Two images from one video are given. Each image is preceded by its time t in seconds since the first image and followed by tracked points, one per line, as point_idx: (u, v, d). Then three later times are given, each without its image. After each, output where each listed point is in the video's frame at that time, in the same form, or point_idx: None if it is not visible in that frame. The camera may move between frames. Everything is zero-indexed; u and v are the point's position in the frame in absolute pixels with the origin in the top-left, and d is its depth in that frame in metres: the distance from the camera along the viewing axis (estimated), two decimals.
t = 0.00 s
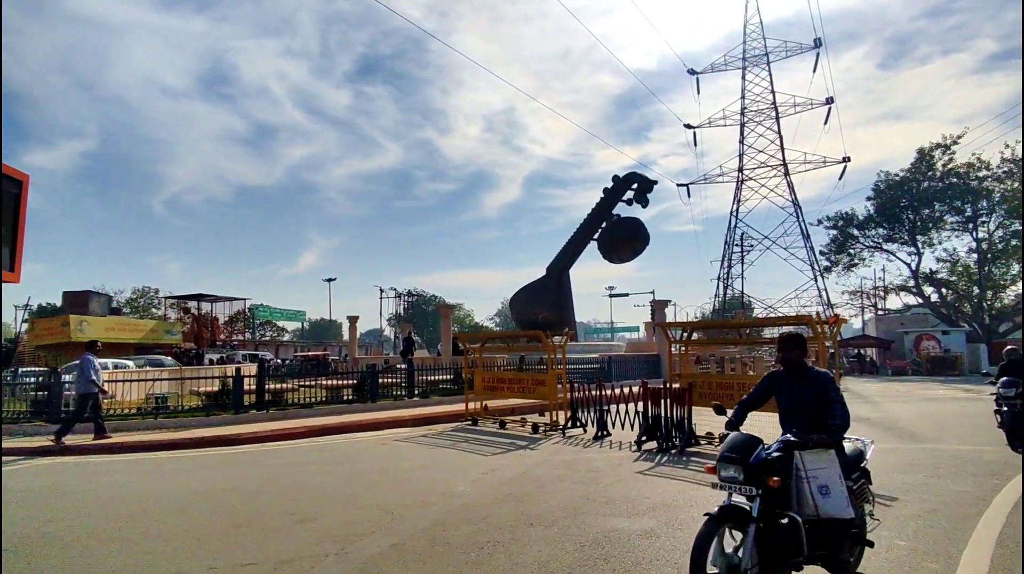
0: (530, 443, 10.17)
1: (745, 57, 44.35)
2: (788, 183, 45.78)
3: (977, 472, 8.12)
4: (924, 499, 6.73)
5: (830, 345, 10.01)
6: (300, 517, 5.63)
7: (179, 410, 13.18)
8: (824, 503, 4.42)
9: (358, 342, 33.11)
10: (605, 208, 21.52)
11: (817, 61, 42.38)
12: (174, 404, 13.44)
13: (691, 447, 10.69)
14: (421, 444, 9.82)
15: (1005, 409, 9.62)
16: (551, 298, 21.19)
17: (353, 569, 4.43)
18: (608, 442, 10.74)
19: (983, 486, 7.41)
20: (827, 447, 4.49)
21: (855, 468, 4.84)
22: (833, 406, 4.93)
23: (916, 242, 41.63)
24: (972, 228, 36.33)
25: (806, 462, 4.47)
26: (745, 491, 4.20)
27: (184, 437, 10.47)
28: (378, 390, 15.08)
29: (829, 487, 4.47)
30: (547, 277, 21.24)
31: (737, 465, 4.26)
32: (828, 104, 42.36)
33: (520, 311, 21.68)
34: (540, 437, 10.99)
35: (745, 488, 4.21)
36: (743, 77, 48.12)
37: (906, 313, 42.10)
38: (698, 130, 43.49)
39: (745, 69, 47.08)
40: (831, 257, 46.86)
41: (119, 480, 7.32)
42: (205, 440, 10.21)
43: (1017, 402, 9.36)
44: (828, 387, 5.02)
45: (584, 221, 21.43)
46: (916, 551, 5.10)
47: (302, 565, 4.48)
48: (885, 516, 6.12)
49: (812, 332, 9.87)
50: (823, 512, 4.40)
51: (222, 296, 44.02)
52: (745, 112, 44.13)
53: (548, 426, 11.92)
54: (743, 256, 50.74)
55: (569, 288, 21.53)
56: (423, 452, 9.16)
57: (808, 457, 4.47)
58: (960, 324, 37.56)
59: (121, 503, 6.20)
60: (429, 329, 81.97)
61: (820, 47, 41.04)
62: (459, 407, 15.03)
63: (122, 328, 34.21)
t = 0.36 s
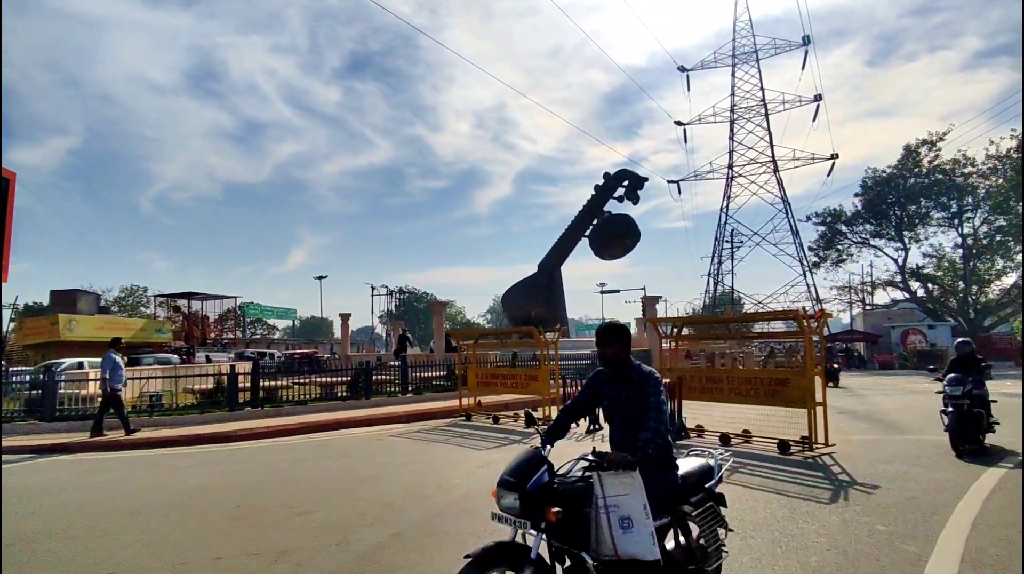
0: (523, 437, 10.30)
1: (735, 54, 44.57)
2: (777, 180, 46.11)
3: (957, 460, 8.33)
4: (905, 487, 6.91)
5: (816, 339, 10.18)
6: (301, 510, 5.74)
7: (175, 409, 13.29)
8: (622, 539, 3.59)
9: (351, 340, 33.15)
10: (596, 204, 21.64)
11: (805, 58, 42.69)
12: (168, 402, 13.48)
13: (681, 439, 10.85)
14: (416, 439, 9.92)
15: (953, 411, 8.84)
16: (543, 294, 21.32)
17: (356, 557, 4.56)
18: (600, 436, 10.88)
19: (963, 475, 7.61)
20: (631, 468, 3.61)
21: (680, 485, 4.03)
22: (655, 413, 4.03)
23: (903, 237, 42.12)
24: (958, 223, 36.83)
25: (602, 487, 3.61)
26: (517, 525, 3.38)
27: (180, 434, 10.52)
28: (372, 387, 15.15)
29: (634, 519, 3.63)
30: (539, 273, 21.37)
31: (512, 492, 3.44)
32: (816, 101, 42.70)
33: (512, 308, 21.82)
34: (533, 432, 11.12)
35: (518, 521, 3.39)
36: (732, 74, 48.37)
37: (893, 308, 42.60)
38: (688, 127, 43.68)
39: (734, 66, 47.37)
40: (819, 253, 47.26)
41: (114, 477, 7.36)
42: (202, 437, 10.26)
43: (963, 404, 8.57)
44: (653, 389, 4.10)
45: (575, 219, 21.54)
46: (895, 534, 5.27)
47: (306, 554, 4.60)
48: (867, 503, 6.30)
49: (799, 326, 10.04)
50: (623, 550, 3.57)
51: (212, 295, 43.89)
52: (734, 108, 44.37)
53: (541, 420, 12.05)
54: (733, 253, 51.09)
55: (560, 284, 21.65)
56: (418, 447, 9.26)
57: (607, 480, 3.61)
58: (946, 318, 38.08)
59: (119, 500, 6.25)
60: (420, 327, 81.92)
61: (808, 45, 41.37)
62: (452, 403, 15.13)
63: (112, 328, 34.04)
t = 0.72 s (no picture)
0: (520, 433, 10.42)
1: (728, 51, 44.64)
2: (772, 176, 46.24)
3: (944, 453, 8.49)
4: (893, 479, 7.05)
5: (808, 335, 10.33)
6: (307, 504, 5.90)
7: (175, 406, 13.41)
8: None
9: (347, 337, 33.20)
10: (591, 201, 21.75)
11: (798, 54, 42.87)
12: (168, 400, 13.57)
13: (675, 434, 10.98)
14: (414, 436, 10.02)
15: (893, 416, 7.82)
16: (538, 291, 21.42)
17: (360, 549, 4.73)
18: (596, 431, 11.01)
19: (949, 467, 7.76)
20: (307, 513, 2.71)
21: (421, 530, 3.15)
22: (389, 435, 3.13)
23: (896, 233, 42.40)
24: (949, 219, 37.14)
25: (266, 540, 2.65)
26: None
27: (180, 431, 10.59)
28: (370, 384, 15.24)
29: None
30: (534, 270, 21.47)
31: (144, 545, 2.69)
32: (809, 98, 42.88)
33: (508, 305, 21.93)
34: (530, 427, 11.23)
35: None
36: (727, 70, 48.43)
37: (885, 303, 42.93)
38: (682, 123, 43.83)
39: (729, 62, 47.42)
40: (813, 249, 47.51)
41: (116, 474, 7.47)
42: (202, 433, 10.36)
43: (906, 408, 7.57)
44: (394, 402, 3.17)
45: (570, 215, 21.65)
46: (880, 523, 5.41)
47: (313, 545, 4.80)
48: (855, 494, 6.43)
49: (790, 322, 10.17)
50: None
51: (208, 292, 43.87)
52: (727, 105, 44.52)
53: (538, 416, 12.17)
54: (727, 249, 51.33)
55: (555, 281, 21.75)
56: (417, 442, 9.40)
57: (271, 532, 2.65)
58: (938, 314, 38.41)
59: (123, 495, 6.37)
60: (416, 324, 81.92)
61: (801, 42, 41.54)
62: (450, 399, 15.23)
63: (107, 325, 34.00)
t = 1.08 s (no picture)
0: (519, 431, 10.52)
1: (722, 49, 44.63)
2: (766, 174, 46.45)
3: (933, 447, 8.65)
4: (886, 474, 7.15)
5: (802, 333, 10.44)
6: (312, 502, 6.04)
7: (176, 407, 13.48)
8: None
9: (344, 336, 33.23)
10: (587, 201, 21.86)
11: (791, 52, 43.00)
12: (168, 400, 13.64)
13: (673, 431, 11.08)
14: (414, 434, 10.12)
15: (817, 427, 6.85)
16: (535, 290, 21.51)
17: (365, 545, 4.87)
18: (594, 429, 11.12)
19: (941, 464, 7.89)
20: None
21: None
22: None
23: (888, 231, 42.67)
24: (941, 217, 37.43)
25: None
26: None
27: (182, 431, 10.65)
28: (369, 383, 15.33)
29: None
30: (531, 269, 21.54)
31: None
32: (803, 97, 43.08)
33: (504, 305, 22.02)
34: (528, 426, 11.33)
35: None
36: (721, 69, 48.58)
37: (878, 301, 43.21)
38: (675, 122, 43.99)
39: (722, 62, 47.56)
40: (807, 247, 47.75)
41: (121, 474, 7.57)
42: (204, 434, 10.43)
43: (827, 422, 6.60)
44: None
45: (566, 215, 21.74)
46: (873, 516, 5.53)
47: (320, 541, 4.95)
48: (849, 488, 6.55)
49: (785, 321, 10.29)
50: None
51: (203, 292, 43.83)
52: (721, 104, 44.64)
53: (536, 415, 12.27)
54: (722, 247, 51.54)
55: (551, 280, 21.85)
56: (418, 441, 9.51)
57: None
58: (930, 311, 38.73)
59: (131, 495, 6.49)
60: (413, 323, 81.88)
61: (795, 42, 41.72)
62: (449, 398, 15.32)
63: (102, 326, 33.91)
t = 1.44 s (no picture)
0: (517, 425, 10.63)
1: (715, 46, 44.67)
2: (758, 171, 46.65)
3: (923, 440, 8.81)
4: (878, 467, 7.29)
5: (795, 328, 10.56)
6: (317, 495, 6.15)
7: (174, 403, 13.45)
8: None
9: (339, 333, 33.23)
10: (581, 197, 21.94)
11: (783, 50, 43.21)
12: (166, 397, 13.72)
13: (669, 425, 11.22)
14: (413, 429, 10.20)
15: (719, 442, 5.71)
16: (530, 286, 21.61)
17: (370, 536, 4.98)
18: (591, 424, 11.22)
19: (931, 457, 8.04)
20: None
21: None
22: None
23: (879, 228, 42.96)
24: (931, 214, 37.73)
25: None
26: None
27: (180, 427, 10.68)
28: (366, 379, 15.38)
29: None
30: (525, 266, 21.65)
31: None
32: (795, 95, 43.35)
33: (499, 301, 22.13)
34: (526, 421, 11.43)
35: None
36: (714, 66, 48.64)
37: (869, 297, 43.56)
38: (668, 119, 44.16)
39: (715, 59, 47.48)
40: (799, 244, 48.07)
41: (123, 468, 7.66)
42: (204, 429, 10.48)
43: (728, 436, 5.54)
44: None
45: (560, 211, 21.83)
46: (865, 506, 5.66)
47: (325, 533, 5.06)
48: (842, 480, 6.68)
49: (778, 316, 10.40)
50: None
51: (196, 289, 43.76)
52: (714, 101, 44.81)
53: (533, 410, 12.35)
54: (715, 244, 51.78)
55: (546, 276, 21.95)
56: (417, 435, 9.59)
57: None
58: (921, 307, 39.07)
59: (135, 489, 6.59)
60: (407, 320, 81.83)
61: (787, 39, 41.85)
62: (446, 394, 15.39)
63: (94, 323, 33.81)
